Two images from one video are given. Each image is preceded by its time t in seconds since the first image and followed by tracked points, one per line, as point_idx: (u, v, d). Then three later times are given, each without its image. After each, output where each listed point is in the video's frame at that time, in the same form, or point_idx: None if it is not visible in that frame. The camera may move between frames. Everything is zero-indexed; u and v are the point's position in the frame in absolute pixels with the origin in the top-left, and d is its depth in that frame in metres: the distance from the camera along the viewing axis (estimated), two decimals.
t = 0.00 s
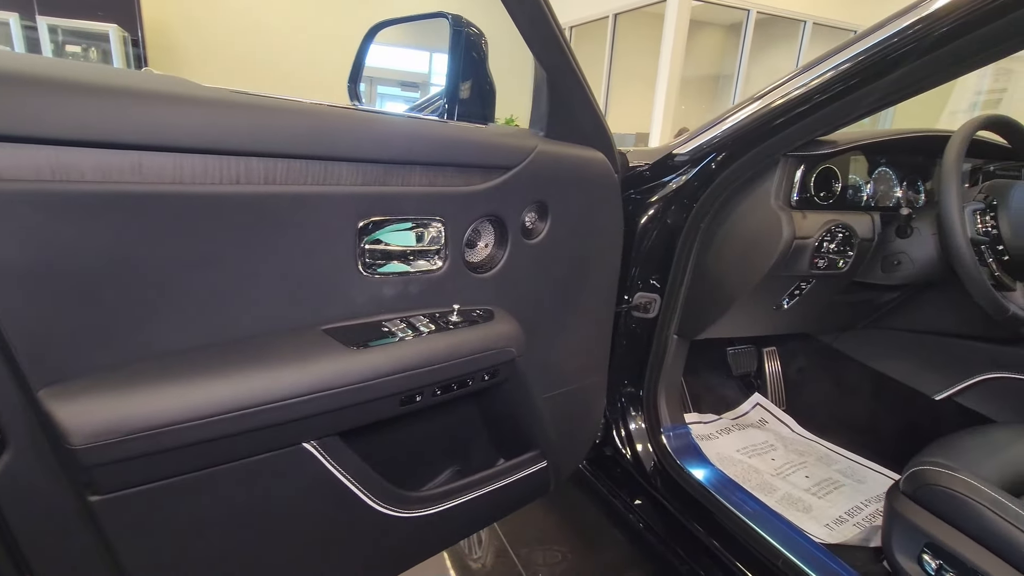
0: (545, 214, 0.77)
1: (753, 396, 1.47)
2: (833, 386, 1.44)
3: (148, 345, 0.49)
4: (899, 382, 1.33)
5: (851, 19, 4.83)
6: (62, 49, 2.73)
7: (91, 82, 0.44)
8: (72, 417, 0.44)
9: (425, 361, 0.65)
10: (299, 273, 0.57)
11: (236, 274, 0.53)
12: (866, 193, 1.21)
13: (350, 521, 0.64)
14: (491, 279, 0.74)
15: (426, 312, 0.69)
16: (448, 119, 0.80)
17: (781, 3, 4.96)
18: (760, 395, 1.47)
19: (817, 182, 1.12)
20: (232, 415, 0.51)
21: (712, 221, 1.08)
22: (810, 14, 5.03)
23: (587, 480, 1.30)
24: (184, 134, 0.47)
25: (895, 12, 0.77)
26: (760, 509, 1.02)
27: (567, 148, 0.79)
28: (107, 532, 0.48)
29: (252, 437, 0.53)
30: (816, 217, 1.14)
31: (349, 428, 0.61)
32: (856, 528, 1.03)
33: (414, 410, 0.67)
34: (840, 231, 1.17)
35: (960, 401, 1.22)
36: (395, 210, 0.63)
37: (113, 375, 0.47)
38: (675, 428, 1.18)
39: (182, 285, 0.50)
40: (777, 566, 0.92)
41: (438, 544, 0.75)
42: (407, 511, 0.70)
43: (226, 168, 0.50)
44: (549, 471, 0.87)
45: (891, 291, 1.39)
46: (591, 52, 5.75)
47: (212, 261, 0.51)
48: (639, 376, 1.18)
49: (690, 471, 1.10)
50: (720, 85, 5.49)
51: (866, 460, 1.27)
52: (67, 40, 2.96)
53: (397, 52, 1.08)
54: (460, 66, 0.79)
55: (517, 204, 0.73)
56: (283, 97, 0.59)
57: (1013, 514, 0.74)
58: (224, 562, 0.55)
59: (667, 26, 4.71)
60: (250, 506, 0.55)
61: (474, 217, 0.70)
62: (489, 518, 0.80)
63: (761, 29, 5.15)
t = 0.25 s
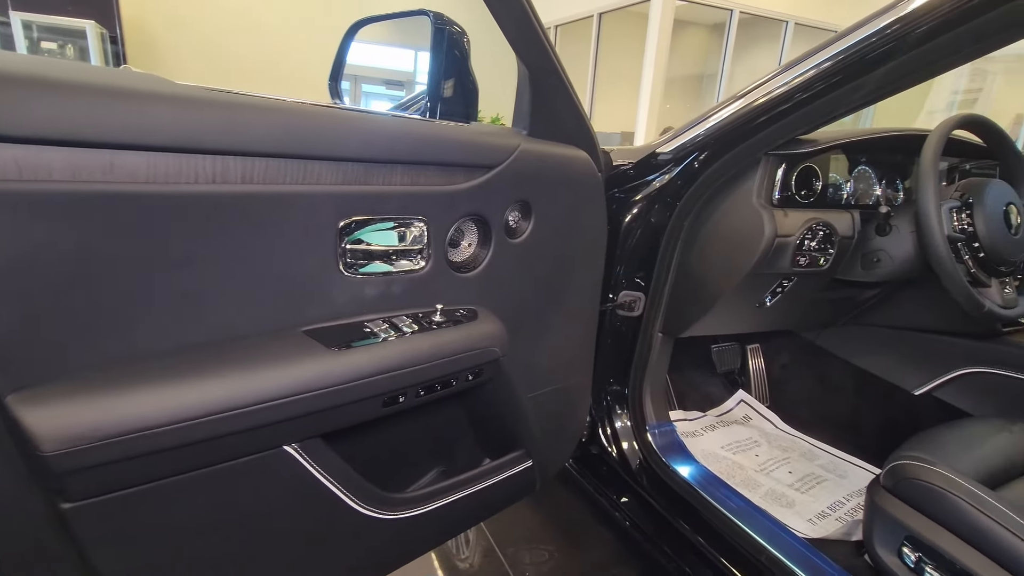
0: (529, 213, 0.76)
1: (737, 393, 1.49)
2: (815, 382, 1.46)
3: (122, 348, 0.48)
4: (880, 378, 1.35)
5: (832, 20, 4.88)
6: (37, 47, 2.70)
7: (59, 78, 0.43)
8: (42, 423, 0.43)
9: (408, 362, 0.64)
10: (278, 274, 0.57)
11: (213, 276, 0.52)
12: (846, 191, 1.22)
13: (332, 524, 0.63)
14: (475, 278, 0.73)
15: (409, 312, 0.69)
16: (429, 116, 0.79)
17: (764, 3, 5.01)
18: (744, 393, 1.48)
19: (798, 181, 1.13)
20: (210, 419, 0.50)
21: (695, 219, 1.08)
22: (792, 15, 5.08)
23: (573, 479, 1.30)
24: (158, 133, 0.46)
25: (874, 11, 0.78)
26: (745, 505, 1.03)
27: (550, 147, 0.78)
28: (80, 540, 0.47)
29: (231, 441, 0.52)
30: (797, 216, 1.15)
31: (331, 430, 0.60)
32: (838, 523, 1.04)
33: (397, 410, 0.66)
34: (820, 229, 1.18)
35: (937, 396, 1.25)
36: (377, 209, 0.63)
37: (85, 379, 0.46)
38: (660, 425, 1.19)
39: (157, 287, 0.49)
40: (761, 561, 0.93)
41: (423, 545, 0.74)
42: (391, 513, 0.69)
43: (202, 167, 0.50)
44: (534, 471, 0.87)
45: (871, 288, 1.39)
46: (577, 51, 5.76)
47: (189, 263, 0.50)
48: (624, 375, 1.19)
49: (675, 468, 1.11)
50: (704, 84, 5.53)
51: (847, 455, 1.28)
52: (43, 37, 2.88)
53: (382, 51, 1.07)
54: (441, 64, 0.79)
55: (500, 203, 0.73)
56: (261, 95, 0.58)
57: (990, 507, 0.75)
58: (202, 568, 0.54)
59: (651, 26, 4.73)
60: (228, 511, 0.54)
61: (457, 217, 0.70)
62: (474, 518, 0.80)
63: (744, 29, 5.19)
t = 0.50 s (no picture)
0: (512, 211, 0.76)
1: (722, 389, 1.50)
2: (797, 378, 1.47)
3: (93, 350, 0.47)
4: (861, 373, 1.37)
5: (815, 20, 4.93)
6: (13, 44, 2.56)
7: (25, 73, 0.42)
8: (10, 428, 0.42)
9: (390, 362, 0.64)
10: (257, 274, 0.56)
11: (189, 276, 0.51)
12: (827, 189, 1.23)
13: (313, 527, 0.62)
14: (458, 277, 0.73)
15: (391, 312, 0.68)
16: (409, 114, 0.77)
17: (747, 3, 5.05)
18: (729, 389, 1.49)
19: (779, 179, 1.14)
20: (187, 422, 0.49)
21: (679, 217, 1.09)
22: (775, 15, 5.13)
23: (560, 477, 1.30)
24: (130, 131, 0.45)
25: (854, 10, 0.78)
26: (729, 500, 1.04)
27: (533, 145, 0.78)
28: (51, 548, 0.46)
29: (209, 444, 0.51)
30: (779, 213, 1.16)
31: (313, 432, 0.60)
32: (821, 516, 1.06)
33: (379, 411, 0.66)
34: (801, 226, 1.19)
35: (916, 390, 1.27)
36: (358, 207, 0.62)
37: (55, 382, 0.45)
38: (645, 422, 1.19)
39: (129, 287, 0.48)
40: (745, 556, 0.93)
41: (407, 546, 0.74)
42: (375, 514, 0.69)
43: (176, 166, 0.49)
44: (519, 470, 0.87)
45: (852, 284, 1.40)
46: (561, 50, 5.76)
47: (164, 263, 0.49)
48: (609, 372, 1.19)
49: (660, 465, 1.11)
50: (689, 83, 5.56)
51: (830, 449, 1.30)
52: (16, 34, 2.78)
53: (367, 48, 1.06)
54: (422, 62, 0.78)
55: (483, 202, 0.73)
56: (238, 91, 0.57)
57: (968, 499, 0.76)
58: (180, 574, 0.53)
59: (636, 25, 4.75)
60: (206, 514, 0.53)
61: (440, 215, 0.69)
62: (459, 519, 0.80)
63: (727, 28, 5.23)
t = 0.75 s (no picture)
0: (497, 209, 0.76)
1: (708, 385, 1.51)
2: (782, 374, 1.49)
3: (68, 351, 0.46)
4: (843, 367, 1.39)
5: (799, 19, 4.98)
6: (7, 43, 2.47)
7: None
8: None
9: (374, 360, 0.63)
10: (237, 273, 0.55)
11: (167, 275, 0.50)
12: (809, 186, 1.25)
13: (297, 528, 0.62)
14: (443, 275, 0.73)
15: (375, 310, 0.68)
16: (393, 112, 0.78)
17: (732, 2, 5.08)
18: (713, 385, 1.50)
19: (763, 176, 1.15)
20: (166, 423, 0.49)
21: (664, 214, 1.10)
22: (759, 14, 5.16)
23: (548, 474, 1.30)
24: (104, 127, 0.44)
25: (834, 7, 0.79)
26: (715, 495, 1.04)
27: (517, 142, 0.78)
28: (26, 554, 0.45)
29: (189, 446, 0.50)
30: (762, 210, 1.17)
31: (296, 432, 0.59)
32: (804, 510, 1.07)
33: (364, 410, 0.65)
34: (784, 222, 1.20)
35: (898, 383, 1.29)
36: (340, 205, 0.62)
37: (27, 385, 0.44)
38: (632, 419, 1.19)
39: (105, 286, 0.47)
40: (731, 550, 0.94)
41: (393, 546, 0.73)
42: (361, 514, 0.68)
43: (152, 163, 0.48)
44: (506, 468, 0.87)
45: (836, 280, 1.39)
46: (548, 48, 5.76)
47: (140, 262, 0.49)
48: (596, 369, 1.19)
49: (647, 461, 1.12)
50: (674, 82, 5.59)
51: (814, 444, 1.31)
52: None
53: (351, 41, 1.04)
54: (405, 59, 0.77)
55: (468, 199, 0.72)
56: (217, 87, 0.56)
57: (948, 491, 0.78)
58: None
59: (622, 23, 4.76)
60: (187, 517, 0.53)
61: (424, 213, 0.69)
62: (445, 518, 0.80)
63: (712, 27, 5.27)
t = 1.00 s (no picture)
0: (482, 208, 0.76)
1: (695, 381, 1.52)
2: (767, 369, 1.50)
3: (42, 354, 0.45)
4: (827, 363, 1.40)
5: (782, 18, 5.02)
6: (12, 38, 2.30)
7: None
8: None
9: (359, 361, 0.63)
10: (217, 274, 0.54)
11: (145, 276, 0.50)
12: (793, 183, 1.26)
13: (282, 531, 0.61)
14: (428, 274, 0.72)
15: (359, 310, 0.67)
16: (375, 110, 0.77)
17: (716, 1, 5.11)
18: (701, 381, 1.51)
19: (747, 173, 1.16)
20: (144, 427, 0.48)
21: (650, 212, 1.10)
22: (743, 13, 5.20)
23: (537, 473, 1.32)
24: (77, 124, 0.43)
25: (815, 6, 0.80)
26: (702, 491, 1.04)
27: (502, 140, 0.78)
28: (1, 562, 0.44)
29: (169, 450, 0.50)
30: (747, 207, 1.17)
31: (280, 434, 0.58)
32: (790, 504, 1.08)
33: (349, 411, 0.65)
34: (768, 220, 1.20)
35: (880, 378, 1.31)
36: (323, 204, 0.61)
37: None
38: (619, 416, 1.20)
39: (79, 288, 0.46)
40: (718, 545, 0.95)
41: (380, 547, 0.73)
42: (346, 516, 0.68)
43: (129, 161, 0.47)
44: (493, 467, 0.86)
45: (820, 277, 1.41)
46: (534, 46, 5.76)
47: (117, 263, 0.48)
48: (583, 367, 1.20)
49: (634, 458, 1.12)
50: (660, 80, 5.61)
51: (799, 438, 1.33)
52: None
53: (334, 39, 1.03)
54: (389, 57, 0.77)
55: (452, 198, 0.72)
56: (196, 85, 0.55)
57: (928, 484, 0.79)
58: None
59: (608, 22, 4.77)
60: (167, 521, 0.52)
61: (408, 211, 0.68)
62: (433, 518, 0.79)
63: (697, 26, 5.30)
